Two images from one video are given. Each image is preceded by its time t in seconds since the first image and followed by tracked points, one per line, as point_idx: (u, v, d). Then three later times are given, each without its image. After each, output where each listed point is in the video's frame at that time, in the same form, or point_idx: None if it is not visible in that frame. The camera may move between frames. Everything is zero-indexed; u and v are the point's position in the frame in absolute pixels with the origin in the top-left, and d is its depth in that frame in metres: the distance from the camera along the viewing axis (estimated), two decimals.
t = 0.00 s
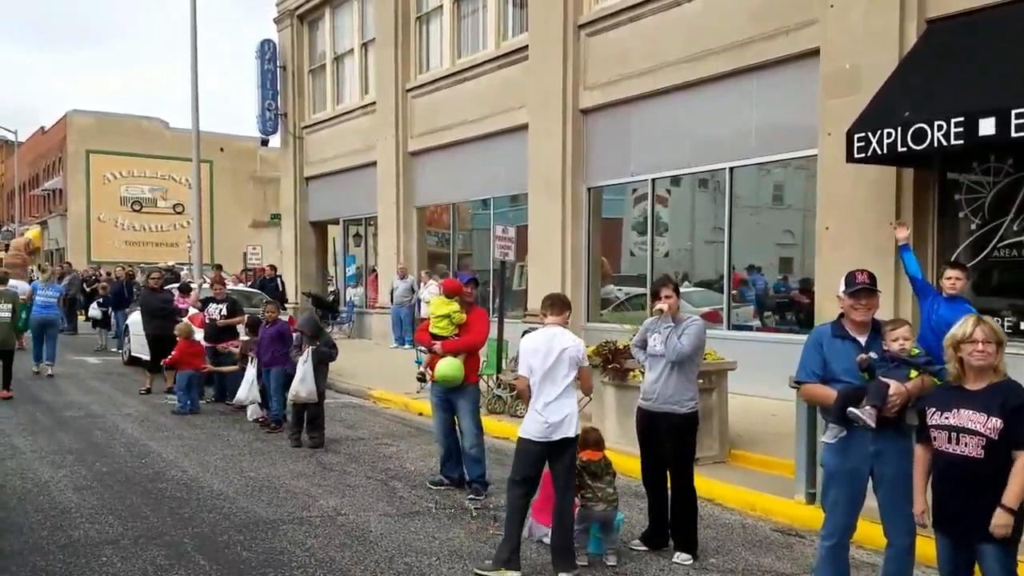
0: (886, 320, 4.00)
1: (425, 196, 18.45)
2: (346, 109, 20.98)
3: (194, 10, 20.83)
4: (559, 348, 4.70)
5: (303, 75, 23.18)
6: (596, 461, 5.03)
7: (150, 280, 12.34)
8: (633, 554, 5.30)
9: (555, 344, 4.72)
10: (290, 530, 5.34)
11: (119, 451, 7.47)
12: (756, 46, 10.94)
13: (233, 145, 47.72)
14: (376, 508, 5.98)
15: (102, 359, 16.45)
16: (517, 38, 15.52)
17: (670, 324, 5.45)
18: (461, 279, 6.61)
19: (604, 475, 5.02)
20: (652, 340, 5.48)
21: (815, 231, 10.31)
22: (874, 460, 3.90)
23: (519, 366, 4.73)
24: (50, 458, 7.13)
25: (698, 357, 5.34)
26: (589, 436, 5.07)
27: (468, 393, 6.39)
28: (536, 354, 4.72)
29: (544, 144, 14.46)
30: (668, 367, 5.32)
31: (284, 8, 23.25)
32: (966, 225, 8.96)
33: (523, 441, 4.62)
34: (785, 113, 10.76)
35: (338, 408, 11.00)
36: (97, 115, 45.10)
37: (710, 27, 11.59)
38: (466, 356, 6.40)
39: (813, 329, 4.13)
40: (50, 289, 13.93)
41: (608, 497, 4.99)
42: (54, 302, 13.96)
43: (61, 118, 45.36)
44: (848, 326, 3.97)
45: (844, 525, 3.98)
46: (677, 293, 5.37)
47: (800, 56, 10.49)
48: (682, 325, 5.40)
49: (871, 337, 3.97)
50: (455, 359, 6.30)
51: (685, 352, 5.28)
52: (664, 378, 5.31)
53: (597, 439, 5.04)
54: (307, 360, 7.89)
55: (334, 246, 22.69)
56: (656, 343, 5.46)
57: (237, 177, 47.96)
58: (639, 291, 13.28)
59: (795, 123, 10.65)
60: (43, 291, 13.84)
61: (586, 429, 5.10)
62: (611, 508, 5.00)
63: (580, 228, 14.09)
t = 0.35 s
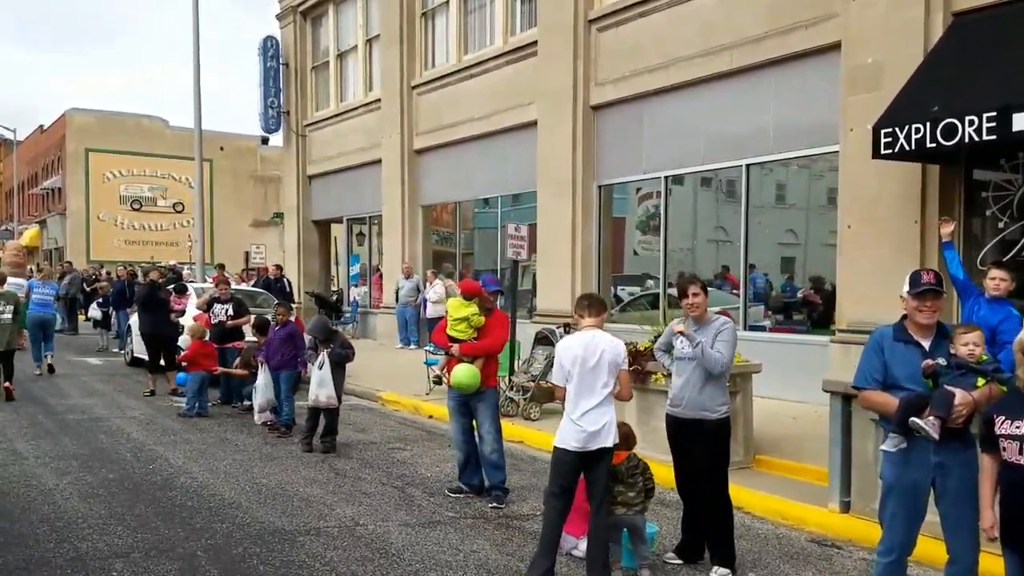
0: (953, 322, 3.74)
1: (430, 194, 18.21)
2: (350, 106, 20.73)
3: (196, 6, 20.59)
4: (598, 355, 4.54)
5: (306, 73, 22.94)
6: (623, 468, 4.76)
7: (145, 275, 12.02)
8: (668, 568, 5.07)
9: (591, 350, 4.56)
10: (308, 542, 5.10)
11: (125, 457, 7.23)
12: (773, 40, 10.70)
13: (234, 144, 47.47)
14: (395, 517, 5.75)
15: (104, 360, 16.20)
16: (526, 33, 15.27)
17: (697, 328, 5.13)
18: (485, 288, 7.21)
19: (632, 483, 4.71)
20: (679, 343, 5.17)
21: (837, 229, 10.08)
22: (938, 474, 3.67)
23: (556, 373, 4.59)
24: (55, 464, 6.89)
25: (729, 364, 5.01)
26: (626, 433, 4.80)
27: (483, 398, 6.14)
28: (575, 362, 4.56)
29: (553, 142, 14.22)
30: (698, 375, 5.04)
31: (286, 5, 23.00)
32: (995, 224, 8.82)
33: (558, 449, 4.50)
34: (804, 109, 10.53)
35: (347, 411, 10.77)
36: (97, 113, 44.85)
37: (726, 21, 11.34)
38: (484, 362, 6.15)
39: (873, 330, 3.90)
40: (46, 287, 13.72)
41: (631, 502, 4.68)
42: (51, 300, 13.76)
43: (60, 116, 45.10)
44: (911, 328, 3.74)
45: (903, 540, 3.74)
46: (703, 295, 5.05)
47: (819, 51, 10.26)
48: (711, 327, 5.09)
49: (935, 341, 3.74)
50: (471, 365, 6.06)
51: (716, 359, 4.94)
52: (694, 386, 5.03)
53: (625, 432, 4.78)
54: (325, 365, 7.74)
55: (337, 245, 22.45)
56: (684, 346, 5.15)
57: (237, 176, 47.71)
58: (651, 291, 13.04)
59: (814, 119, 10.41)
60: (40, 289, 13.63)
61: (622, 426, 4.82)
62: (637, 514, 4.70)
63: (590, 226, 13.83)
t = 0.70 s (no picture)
0: None
1: (436, 192, 17.97)
2: (354, 103, 20.49)
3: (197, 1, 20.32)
4: (633, 361, 4.33)
5: (308, 69, 22.69)
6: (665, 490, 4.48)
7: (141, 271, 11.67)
8: None
9: (626, 356, 4.34)
10: (327, 554, 4.87)
11: (132, 462, 6.99)
12: (791, 34, 10.48)
13: (234, 143, 47.24)
14: (416, 527, 5.51)
15: (106, 360, 15.97)
16: (535, 28, 15.04)
17: (730, 329, 4.78)
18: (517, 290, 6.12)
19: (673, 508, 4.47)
20: (712, 344, 4.82)
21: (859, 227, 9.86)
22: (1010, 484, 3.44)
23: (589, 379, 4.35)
24: (59, 471, 6.65)
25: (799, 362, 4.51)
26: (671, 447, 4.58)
27: (508, 401, 5.93)
28: (609, 367, 4.33)
29: (563, 138, 13.99)
30: (732, 380, 4.66)
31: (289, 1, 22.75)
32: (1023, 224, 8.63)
33: (593, 460, 4.29)
34: (823, 105, 10.30)
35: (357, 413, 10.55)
36: (96, 111, 44.58)
37: (742, 14, 11.11)
38: (511, 365, 5.93)
39: (940, 331, 3.69)
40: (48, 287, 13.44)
41: (668, 526, 4.47)
42: (53, 300, 13.49)
43: (59, 114, 44.81)
44: (980, 328, 3.52)
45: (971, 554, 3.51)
46: (728, 294, 4.68)
47: (839, 45, 10.03)
48: (745, 328, 4.72)
49: (1006, 343, 3.51)
50: (498, 370, 5.84)
51: (787, 364, 4.44)
52: (726, 392, 4.66)
53: (675, 448, 4.54)
54: (339, 365, 7.51)
55: (341, 244, 22.21)
56: (718, 348, 4.80)
57: (237, 175, 47.45)
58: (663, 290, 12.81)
59: (834, 115, 10.19)
60: (42, 289, 13.34)
61: (671, 443, 4.58)
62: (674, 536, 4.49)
63: (601, 225, 13.60)
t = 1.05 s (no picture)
0: None
1: (444, 191, 17.73)
2: (359, 101, 20.26)
3: None
4: (681, 367, 4.07)
5: (312, 67, 22.44)
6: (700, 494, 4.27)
7: (146, 271, 11.43)
8: None
9: (674, 361, 4.07)
10: (351, 570, 4.63)
11: (141, 469, 6.76)
12: (812, 27, 10.24)
13: (236, 142, 47.01)
14: (441, 539, 5.27)
15: (110, 362, 15.72)
16: (545, 23, 14.80)
17: (774, 333, 4.52)
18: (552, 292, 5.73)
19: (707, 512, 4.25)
20: (757, 349, 4.58)
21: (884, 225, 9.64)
22: None
23: (634, 386, 4.08)
24: (66, 478, 6.41)
25: (848, 369, 4.28)
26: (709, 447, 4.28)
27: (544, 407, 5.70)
28: (655, 374, 4.06)
29: (574, 135, 13.74)
30: (778, 386, 4.40)
31: None
32: None
33: (638, 472, 4.08)
34: (845, 100, 10.06)
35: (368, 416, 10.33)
36: (97, 110, 44.33)
37: (761, 7, 10.87)
38: (549, 369, 5.73)
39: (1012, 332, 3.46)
40: (54, 286, 13.16)
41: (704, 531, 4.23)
42: (58, 300, 13.23)
43: (60, 113, 44.54)
44: None
45: None
46: (769, 296, 4.43)
47: (863, 38, 9.79)
48: (788, 332, 4.45)
49: None
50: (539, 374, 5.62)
51: (835, 369, 4.22)
52: (768, 399, 4.41)
53: (709, 448, 4.27)
54: (352, 364, 7.27)
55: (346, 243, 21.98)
56: (763, 354, 4.55)
57: (239, 174, 47.21)
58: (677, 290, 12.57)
59: (856, 110, 9.95)
60: (48, 289, 13.06)
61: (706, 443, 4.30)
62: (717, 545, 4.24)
63: (614, 223, 13.37)
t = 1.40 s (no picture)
0: None
1: (451, 189, 17.50)
2: (364, 99, 20.02)
3: None
4: (726, 372, 3.85)
5: (316, 64, 22.20)
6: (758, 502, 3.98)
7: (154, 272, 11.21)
8: None
9: (718, 365, 3.86)
10: None
11: (151, 476, 6.52)
12: (834, 21, 10.01)
13: (237, 141, 46.77)
14: (467, 552, 5.02)
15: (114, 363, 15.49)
16: (555, 19, 14.56)
17: (828, 337, 4.28)
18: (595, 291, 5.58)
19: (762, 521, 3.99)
20: (810, 353, 4.34)
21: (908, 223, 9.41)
22: None
23: (676, 390, 3.85)
24: (73, 486, 6.17)
25: (900, 379, 3.98)
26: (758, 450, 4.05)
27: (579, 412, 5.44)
28: (699, 378, 3.85)
29: (586, 132, 13.51)
30: (830, 393, 4.17)
31: None
32: None
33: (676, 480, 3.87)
34: (868, 95, 9.83)
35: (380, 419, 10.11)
36: (98, 109, 44.07)
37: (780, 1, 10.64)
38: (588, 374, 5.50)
39: None
40: (50, 287, 12.90)
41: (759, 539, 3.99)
42: (56, 301, 13.00)
43: (60, 112, 44.28)
44: None
45: None
46: (825, 297, 4.20)
47: (887, 31, 9.56)
48: (843, 335, 4.21)
49: None
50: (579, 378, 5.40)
51: (888, 376, 3.95)
52: (820, 407, 4.18)
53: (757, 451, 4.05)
54: (369, 364, 7.03)
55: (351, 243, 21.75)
56: (816, 359, 4.31)
57: (240, 173, 46.97)
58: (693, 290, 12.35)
59: (880, 106, 9.72)
60: (44, 290, 12.80)
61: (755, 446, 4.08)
62: (760, 557, 4.01)
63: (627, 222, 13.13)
